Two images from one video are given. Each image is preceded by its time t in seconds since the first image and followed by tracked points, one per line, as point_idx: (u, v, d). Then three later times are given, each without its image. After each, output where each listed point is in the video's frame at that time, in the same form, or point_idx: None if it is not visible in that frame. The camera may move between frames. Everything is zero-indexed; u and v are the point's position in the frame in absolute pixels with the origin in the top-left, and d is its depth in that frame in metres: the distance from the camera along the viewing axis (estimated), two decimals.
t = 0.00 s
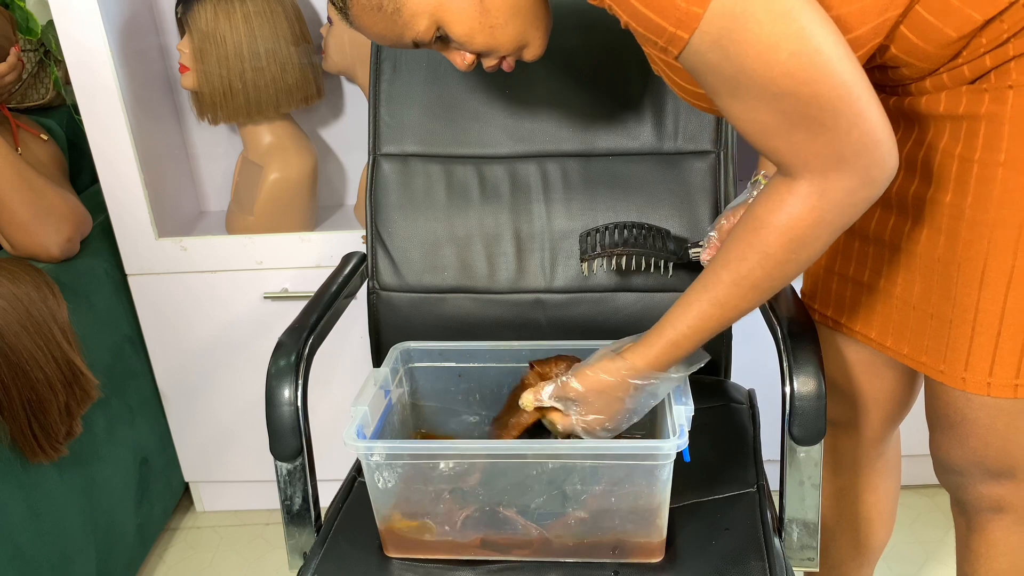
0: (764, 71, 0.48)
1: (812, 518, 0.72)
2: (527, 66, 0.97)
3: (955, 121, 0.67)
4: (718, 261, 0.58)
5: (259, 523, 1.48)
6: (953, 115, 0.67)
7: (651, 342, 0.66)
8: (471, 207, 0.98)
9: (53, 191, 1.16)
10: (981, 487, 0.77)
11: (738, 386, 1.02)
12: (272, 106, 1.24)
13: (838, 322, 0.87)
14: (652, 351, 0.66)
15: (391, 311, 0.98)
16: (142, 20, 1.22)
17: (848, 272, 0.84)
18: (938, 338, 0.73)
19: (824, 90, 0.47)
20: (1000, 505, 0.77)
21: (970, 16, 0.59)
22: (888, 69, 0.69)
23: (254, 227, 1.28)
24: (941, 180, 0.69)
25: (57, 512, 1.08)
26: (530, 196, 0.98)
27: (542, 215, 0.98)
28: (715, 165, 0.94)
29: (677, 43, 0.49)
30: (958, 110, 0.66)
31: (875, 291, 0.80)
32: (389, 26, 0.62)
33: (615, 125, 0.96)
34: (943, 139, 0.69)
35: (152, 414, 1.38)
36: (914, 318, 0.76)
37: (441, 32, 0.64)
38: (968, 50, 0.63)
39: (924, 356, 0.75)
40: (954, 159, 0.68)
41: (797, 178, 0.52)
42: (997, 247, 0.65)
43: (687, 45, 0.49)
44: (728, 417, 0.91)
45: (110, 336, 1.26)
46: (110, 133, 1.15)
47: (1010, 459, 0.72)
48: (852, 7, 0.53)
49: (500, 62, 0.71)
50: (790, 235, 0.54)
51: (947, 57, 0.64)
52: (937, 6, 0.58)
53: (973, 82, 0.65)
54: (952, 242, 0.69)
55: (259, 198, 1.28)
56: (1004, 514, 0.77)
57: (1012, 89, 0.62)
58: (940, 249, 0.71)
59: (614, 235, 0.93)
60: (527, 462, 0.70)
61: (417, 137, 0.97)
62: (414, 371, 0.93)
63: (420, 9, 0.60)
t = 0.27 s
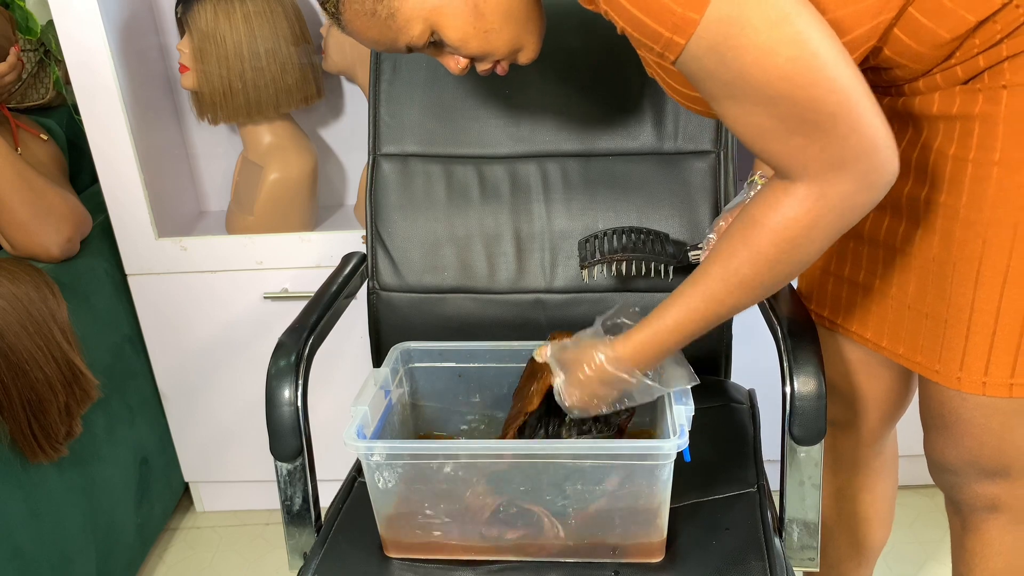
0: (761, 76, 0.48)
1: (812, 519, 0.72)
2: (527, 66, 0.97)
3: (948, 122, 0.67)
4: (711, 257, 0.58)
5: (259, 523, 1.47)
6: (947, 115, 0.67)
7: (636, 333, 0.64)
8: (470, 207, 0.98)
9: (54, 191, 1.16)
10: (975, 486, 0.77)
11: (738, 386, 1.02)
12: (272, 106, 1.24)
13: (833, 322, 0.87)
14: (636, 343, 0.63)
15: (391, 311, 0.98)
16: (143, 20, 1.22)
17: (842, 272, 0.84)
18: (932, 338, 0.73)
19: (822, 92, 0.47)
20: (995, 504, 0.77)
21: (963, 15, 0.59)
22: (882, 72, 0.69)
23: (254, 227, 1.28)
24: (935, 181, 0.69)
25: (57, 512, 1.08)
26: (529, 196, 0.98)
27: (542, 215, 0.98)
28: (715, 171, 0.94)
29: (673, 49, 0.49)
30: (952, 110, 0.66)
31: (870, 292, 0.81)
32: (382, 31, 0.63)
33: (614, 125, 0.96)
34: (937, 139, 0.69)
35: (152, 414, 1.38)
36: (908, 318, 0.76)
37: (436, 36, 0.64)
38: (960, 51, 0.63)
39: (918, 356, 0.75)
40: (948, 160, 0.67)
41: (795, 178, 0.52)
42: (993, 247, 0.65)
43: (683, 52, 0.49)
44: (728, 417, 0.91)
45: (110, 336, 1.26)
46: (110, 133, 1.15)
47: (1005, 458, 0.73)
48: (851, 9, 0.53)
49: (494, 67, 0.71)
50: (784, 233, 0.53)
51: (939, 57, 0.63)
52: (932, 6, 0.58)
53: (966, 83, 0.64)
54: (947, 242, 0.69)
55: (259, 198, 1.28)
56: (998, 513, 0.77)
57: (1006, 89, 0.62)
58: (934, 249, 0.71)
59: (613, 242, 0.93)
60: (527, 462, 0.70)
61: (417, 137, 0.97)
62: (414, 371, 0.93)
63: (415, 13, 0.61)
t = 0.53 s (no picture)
0: (793, 53, 0.47)
1: (813, 519, 0.71)
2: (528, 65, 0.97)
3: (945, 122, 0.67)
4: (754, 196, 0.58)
5: (260, 523, 1.47)
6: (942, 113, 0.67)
7: (678, 262, 0.65)
8: (470, 207, 0.98)
9: (53, 191, 1.16)
10: (971, 484, 0.78)
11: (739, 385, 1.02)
12: (272, 106, 1.24)
13: (827, 321, 0.87)
14: (677, 272, 0.65)
15: (392, 310, 0.98)
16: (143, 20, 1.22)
17: (835, 271, 0.84)
18: (928, 337, 0.73)
19: (863, 63, 0.47)
20: (992, 503, 0.77)
21: (960, 15, 0.58)
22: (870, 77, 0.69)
23: (254, 227, 1.28)
24: (931, 180, 0.68)
25: (57, 512, 1.08)
26: (530, 196, 0.98)
27: (542, 215, 0.98)
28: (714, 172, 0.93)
29: (697, 35, 0.49)
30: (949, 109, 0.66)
31: (865, 291, 0.81)
32: (378, 33, 0.62)
33: (617, 125, 0.96)
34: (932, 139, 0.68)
35: (152, 414, 1.37)
36: (903, 317, 0.76)
37: (432, 38, 0.64)
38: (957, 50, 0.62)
39: (914, 355, 0.75)
40: (942, 160, 0.67)
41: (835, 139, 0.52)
42: (990, 245, 0.65)
43: (707, 37, 0.49)
44: (728, 416, 0.91)
45: (110, 336, 1.26)
46: (110, 132, 1.15)
47: (1002, 457, 0.73)
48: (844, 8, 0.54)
49: (491, 69, 0.71)
50: (825, 186, 0.53)
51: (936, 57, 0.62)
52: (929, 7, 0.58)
53: (964, 81, 0.64)
54: (942, 242, 0.69)
55: (259, 198, 1.28)
56: (993, 510, 0.78)
57: (1002, 88, 0.62)
58: (930, 249, 0.71)
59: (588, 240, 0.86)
60: (528, 462, 0.70)
61: (417, 137, 0.97)
62: (415, 371, 0.93)
63: (412, 15, 0.60)
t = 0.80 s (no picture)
0: (827, 46, 0.48)
1: (813, 519, 0.71)
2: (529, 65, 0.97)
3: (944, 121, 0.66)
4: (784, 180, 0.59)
5: (260, 523, 1.47)
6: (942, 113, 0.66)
7: (717, 248, 0.65)
8: (470, 207, 0.98)
9: (53, 191, 1.16)
10: (969, 483, 0.78)
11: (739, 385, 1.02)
12: (272, 106, 1.24)
13: (821, 320, 0.88)
14: (718, 261, 0.65)
15: (392, 310, 0.98)
16: (143, 20, 1.22)
17: (826, 268, 0.85)
18: (927, 335, 0.73)
19: (899, 51, 0.47)
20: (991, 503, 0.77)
21: (963, 17, 0.58)
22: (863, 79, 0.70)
23: (254, 227, 1.28)
24: (932, 179, 0.68)
25: (57, 513, 1.08)
26: (530, 196, 0.98)
27: (542, 215, 0.98)
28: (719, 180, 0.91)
29: (729, 33, 0.50)
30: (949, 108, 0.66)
31: (860, 290, 0.81)
32: (382, 32, 0.61)
33: (617, 125, 0.96)
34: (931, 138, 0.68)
35: (152, 414, 1.37)
36: (902, 316, 0.76)
37: (438, 38, 0.64)
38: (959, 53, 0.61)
39: (913, 353, 0.76)
40: (942, 158, 0.67)
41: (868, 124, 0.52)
42: (993, 245, 0.66)
43: (739, 35, 0.50)
44: (728, 416, 0.91)
45: (110, 335, 1.26)
46: (110, 132, 1.15)
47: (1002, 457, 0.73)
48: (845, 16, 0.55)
49: (493, 69, 0.71)
50: (860, 167, 0.54)
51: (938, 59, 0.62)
52: (930, 9, 0.58)
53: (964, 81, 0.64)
54: (940, 240, 0.69)
55: (259, 198, 1.28)
56: (991, 509, 0.78)
57: (1004, 88, 0.62)
58: (929, 248, 0.71)
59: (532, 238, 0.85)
60: (528, 462, 0.70)
61: (418, 136, 0.97)
62: (415, 371, 0.93)
63: (419, 14, 0.60)
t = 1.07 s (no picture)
0: (869, 38, 0.49)
1: (813, 518, 0.71)
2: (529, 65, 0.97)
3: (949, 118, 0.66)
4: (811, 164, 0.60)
5: (259, 523, 1.47)
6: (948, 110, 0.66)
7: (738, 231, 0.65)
8: (470, 206, 0.98)
9: (53, 191, 1.15)
10: (955, 481, 0.78)
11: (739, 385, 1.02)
12: (272, 106, 1.24)
13: (821, 319, 0.87)
14: (739, 246, 0.65)
15: (392, 310, 0.98)
16: (143, 19, 1.21)
17: (825, 265, 0.85)
18: (923, 332, 0.74)
19: (937, 42, 0.48)
20: (991, 503, 0.77)
21: (981, 15, 0.57)
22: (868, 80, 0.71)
23: (254, 227, 1.28)
24: (937, 175, 0.68)
25: (57, 513, 1.08)
26: (530, 196, 0.98)
27: (543, 215, 0.98)
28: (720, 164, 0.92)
29: (771, 21, 0.50)
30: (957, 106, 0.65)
31: (860, 287, 0.81)
32: (405, 24, 0.59)
33: (617, 125, 0.96)
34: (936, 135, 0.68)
35: (152, 414, 1.37)
36: (900, 312, 0.76)
37: (461, 30, 0.63)
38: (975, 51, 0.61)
39: (909, 351, 0.76)
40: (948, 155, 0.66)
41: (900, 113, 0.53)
42: (996, 243, 0.66)
43: (781, 24, 0.50)
44: (729, 416, 0.91)
45: (110, 335, 1.26)
46: (110, 132, 1.15)
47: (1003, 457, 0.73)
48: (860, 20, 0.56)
49: (510, 63, 0.71)
50: (889, 156, 0.55)
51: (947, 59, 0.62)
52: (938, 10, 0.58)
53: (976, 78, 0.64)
54: (937, 238, 0.70)
55: (259, 198, 1.28)
56: (974, 508, 0.78)
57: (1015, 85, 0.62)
58: (930, 245, 0.71)
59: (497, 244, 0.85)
60: (529, 461, 0.70)
61: (418, 136, 0.97)
62: (415, 371, 0.93)
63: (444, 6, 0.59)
